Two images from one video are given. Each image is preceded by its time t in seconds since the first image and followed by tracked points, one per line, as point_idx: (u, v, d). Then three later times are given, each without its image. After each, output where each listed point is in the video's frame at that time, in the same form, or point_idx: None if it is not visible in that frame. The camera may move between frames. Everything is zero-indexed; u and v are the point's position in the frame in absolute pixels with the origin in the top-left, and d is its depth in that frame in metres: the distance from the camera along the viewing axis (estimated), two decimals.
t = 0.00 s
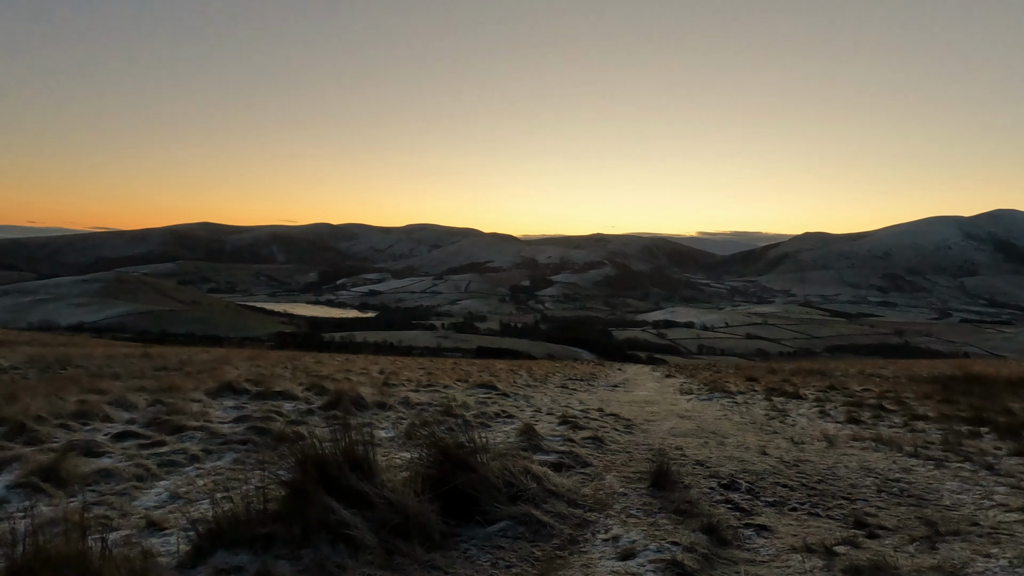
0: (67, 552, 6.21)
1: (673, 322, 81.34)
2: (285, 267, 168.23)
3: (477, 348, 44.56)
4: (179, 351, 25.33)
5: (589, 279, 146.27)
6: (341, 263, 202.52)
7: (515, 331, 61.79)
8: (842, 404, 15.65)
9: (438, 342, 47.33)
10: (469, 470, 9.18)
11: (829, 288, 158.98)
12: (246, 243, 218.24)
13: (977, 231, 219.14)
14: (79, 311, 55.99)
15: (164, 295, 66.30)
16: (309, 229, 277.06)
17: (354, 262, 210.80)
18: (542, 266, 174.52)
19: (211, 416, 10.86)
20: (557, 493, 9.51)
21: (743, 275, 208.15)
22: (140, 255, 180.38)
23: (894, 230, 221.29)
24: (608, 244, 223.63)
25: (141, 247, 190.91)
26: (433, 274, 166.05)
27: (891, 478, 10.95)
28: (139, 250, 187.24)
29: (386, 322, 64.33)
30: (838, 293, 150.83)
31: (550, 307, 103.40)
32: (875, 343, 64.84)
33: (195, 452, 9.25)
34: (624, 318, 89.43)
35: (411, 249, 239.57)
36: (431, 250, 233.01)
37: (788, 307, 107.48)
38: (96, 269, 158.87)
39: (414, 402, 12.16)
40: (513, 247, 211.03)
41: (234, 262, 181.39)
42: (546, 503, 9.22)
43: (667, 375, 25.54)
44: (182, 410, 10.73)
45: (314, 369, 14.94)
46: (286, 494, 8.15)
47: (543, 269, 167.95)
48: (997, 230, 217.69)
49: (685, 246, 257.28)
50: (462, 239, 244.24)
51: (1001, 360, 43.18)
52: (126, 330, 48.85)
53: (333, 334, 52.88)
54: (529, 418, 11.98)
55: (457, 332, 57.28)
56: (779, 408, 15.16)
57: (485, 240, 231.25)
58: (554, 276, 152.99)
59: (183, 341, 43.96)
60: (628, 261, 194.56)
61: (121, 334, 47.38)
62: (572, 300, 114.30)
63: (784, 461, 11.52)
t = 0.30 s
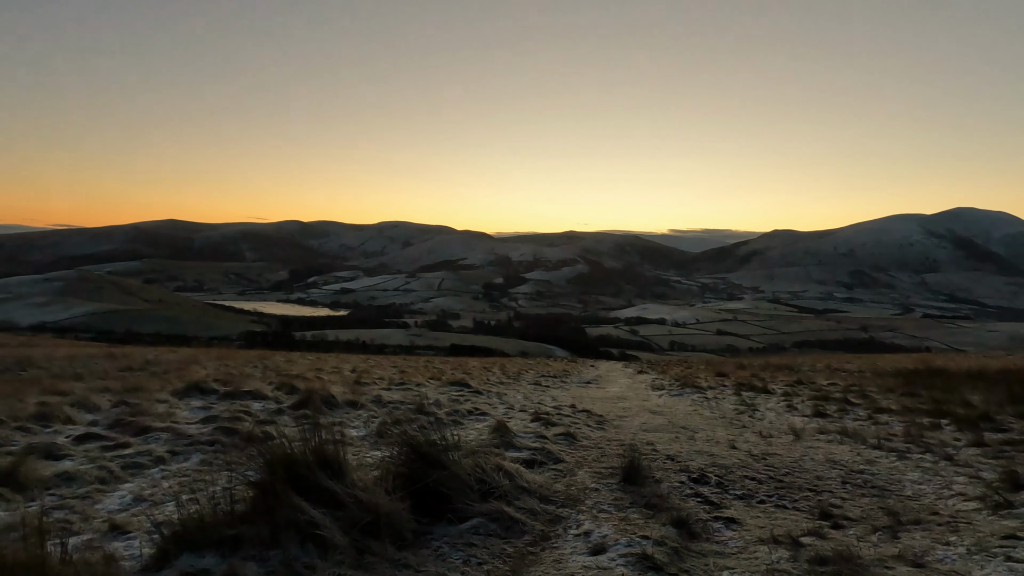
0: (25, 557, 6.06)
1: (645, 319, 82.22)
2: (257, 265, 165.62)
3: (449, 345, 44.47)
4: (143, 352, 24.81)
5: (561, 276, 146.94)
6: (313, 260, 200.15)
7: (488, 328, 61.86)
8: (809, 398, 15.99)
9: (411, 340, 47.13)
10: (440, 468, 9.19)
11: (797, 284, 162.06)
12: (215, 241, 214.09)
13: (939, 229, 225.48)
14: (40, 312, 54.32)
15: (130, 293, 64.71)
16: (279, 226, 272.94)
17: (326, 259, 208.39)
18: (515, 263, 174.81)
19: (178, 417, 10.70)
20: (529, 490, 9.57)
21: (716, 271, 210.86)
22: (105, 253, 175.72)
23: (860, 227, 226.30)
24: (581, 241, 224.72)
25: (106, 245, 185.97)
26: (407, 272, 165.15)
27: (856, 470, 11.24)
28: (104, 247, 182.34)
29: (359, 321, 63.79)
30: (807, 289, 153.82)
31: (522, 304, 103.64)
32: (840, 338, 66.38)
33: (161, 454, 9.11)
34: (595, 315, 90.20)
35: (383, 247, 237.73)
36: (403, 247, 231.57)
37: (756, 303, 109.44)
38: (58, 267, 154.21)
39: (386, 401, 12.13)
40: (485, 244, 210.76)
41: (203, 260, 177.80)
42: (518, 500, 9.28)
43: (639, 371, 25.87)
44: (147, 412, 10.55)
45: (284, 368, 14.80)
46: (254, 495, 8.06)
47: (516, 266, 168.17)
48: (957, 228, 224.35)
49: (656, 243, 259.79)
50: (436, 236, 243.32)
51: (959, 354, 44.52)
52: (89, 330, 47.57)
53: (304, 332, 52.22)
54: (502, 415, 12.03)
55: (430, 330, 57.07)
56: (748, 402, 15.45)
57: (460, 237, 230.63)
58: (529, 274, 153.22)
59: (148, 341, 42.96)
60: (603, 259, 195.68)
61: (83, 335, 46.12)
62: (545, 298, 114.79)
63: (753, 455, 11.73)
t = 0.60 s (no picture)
0: None
1: (616, 316, 83.02)
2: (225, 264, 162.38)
3: (421, 345, 44.28)
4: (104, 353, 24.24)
5: (533, 274, 147.40)
6: (282, 259, 197.16)
7: (461, 326, 61.73)
8: (776, 393, 16.33)
9: (381, 340, 46.78)
10: (411, 467, 9.17)
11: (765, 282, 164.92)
12: (181, 239, 209.34)
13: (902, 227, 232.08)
14: None
15: (92, 293, 62.85)
16: (247, 225, 267.97)
17: (296, 258, 205.38)
18: (486, 261, 174.71)
19: (142, 419, 10.51)
20: (501, 488, 9.62)
21: (690, 269, 213.54)
22: (66, 252, 170.29)
23: (826, 225, 231.37)
24: (553, 240, 225.44)
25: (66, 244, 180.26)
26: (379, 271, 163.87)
27: (821, 463, 11.51)
28: (64, 246, 176.76)
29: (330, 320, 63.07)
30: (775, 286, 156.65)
31: (495, 303, 103.70)
32: (805, 334, 67.89)
33: (124, 457, 8.94)
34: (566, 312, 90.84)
35: (354, 245, 235.32)
36: (374, 245, 229.59)
37: (725, 300, 111.23)
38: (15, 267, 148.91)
39: (356, 400, 12.08)
40: (457, 243, 210.14)
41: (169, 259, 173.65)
42: (489, 498, 9.32)
43: (611, 368, 26.14)
44: (109, 414, 10.34)
45: (253, 368, 14.62)
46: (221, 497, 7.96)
47: (487, 264, 168.04)
48: (918, 227, 231.08)
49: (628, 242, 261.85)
50: (409, 233, 241.78)
51: (915, 350, 46.12)
52: (48, 332, 46.12)
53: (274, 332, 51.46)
54: (473, 413, 12.08)
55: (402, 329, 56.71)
56: (717, 398, 15.73)
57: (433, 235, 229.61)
58: (502, 272, 153.41)
59: (108, 343, 41.79)
60: (577, 258, 196.58)
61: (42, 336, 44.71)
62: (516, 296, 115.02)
63: (721, 450, 11.94)
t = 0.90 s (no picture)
0: None
1: (587, 314, 83.64)
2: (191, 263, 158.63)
3: (392, 343, 44.04)
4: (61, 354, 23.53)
5: (504, 273, 147.56)
6: (246, 258, 193.48)
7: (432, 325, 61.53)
8: (743, 388, 16.68)
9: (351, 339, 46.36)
10: (380, 467, 9.14)
11: (733, 280, 167.67)
12: (142, 238, 203.72)
13: (865, 225, 238.41)
14: None
15: (49, 293, 60.77)
16: (211, 224, 262.13)
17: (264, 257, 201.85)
18: (456, 259, 174.20)
19: (102, 422, 10.28)
20: (471, 486, 9.67)
21: (662, 266, 215.83)
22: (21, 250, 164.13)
23: (791, 224, 236.22)
24: (524, 238, 225.78)
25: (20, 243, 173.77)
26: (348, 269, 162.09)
27: (785, 456, 11.79)
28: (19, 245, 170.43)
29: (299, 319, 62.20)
30: (741, 283, 159.27)
31: (465, 301, 103.53)
32: (771, 330, 69.30)
33: (83, 461, 8.73)
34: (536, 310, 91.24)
35: (321, 244, 232.20)
36: (343, 244, 226.93)
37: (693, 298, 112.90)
38: None
39: (324, 400, 11.99)
40: (427, 241, 209.00)
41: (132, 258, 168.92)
42: (460, 496, 9.35)
43: (581, 366, 26.39)
44: (67, 417, 10.09)
45: (218, 369, 14.40)
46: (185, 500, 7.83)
47: (457, 262, 167.57)
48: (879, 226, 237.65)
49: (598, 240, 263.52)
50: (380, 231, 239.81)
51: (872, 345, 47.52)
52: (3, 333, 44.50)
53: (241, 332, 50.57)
54: (443, 412, 12.09)
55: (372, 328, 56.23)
56: (685, 394, 15.98)
57: (403, 233, 227.92)
58: (473, 270, 153.21)
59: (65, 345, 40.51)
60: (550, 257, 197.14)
61: None
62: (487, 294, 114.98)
63: (689, 445, 12.15)
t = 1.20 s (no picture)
0: None
1: (554, 311, 84.13)
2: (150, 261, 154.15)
3: (359, 342, 43.63)
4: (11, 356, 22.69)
5: (471, 271, 147.32)
6: (208, 256, 189.02)
7: (400, 323, 61.10)
8: (707, 383, 17.01)
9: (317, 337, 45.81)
10: (346, 467, 9.09)
11: (699, 277, 170.12)
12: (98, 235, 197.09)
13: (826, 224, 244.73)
14: None
15: None
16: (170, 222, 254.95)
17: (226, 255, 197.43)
18: (423, 257, 173.14)
19: (56, 425, 10.00)
20: (439, 484, 9.69)
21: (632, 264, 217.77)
22: None
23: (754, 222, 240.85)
24: (491, 236, 225.56)
25: None
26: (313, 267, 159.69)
27: (748, 450, 12.07)
28: None
29: (263, 318, 61.07)
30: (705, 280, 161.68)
31: (433, 299, 103.09)
32: (735, 326, 70.67)
33: (37, 466, 8.49)
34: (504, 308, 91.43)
35: (285, 241, 228.16)
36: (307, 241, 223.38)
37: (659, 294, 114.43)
38: None
39: (290, 401, 11.88)
40: (393, 239, 207.12)
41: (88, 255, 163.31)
42: (427, 495, 9.36)
43: (549, 363, 26.59)
44: (20, 421, 9.79)
45: (179, 370, 14.12)
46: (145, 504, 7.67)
47: (424, 260, 166.54)
48: (839, 224, 244.07)
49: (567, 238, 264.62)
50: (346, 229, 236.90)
51: (829, 340, 48.86)
52: None
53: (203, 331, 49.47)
54: (411, 411, 12.08)
55: (338, 327, 55.58)
56: (651, 389, 16.24)
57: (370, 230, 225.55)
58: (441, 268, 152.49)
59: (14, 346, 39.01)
60: (522, 255, 197.24)
61: None
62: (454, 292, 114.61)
63: (655, 440, 12.35)
